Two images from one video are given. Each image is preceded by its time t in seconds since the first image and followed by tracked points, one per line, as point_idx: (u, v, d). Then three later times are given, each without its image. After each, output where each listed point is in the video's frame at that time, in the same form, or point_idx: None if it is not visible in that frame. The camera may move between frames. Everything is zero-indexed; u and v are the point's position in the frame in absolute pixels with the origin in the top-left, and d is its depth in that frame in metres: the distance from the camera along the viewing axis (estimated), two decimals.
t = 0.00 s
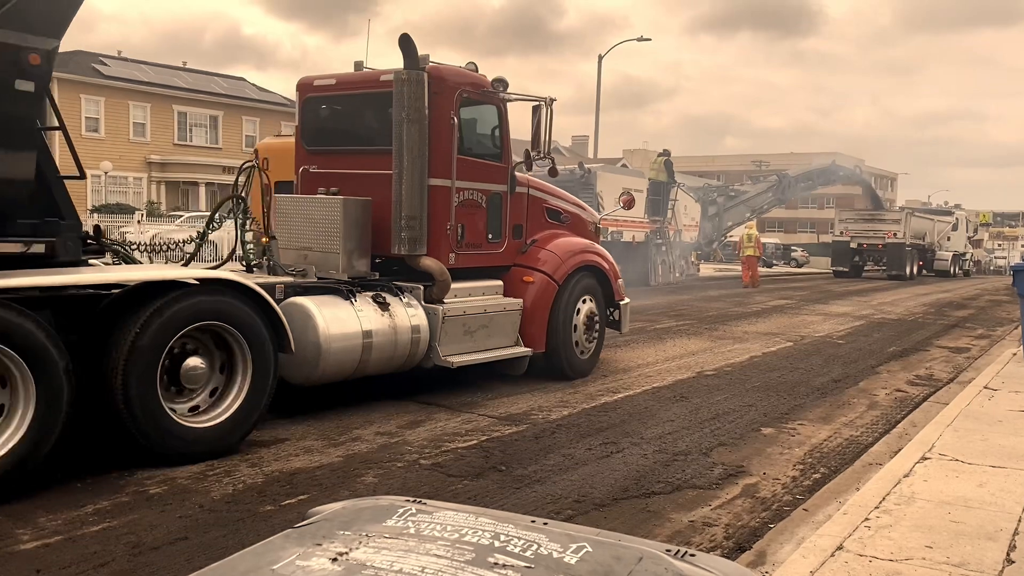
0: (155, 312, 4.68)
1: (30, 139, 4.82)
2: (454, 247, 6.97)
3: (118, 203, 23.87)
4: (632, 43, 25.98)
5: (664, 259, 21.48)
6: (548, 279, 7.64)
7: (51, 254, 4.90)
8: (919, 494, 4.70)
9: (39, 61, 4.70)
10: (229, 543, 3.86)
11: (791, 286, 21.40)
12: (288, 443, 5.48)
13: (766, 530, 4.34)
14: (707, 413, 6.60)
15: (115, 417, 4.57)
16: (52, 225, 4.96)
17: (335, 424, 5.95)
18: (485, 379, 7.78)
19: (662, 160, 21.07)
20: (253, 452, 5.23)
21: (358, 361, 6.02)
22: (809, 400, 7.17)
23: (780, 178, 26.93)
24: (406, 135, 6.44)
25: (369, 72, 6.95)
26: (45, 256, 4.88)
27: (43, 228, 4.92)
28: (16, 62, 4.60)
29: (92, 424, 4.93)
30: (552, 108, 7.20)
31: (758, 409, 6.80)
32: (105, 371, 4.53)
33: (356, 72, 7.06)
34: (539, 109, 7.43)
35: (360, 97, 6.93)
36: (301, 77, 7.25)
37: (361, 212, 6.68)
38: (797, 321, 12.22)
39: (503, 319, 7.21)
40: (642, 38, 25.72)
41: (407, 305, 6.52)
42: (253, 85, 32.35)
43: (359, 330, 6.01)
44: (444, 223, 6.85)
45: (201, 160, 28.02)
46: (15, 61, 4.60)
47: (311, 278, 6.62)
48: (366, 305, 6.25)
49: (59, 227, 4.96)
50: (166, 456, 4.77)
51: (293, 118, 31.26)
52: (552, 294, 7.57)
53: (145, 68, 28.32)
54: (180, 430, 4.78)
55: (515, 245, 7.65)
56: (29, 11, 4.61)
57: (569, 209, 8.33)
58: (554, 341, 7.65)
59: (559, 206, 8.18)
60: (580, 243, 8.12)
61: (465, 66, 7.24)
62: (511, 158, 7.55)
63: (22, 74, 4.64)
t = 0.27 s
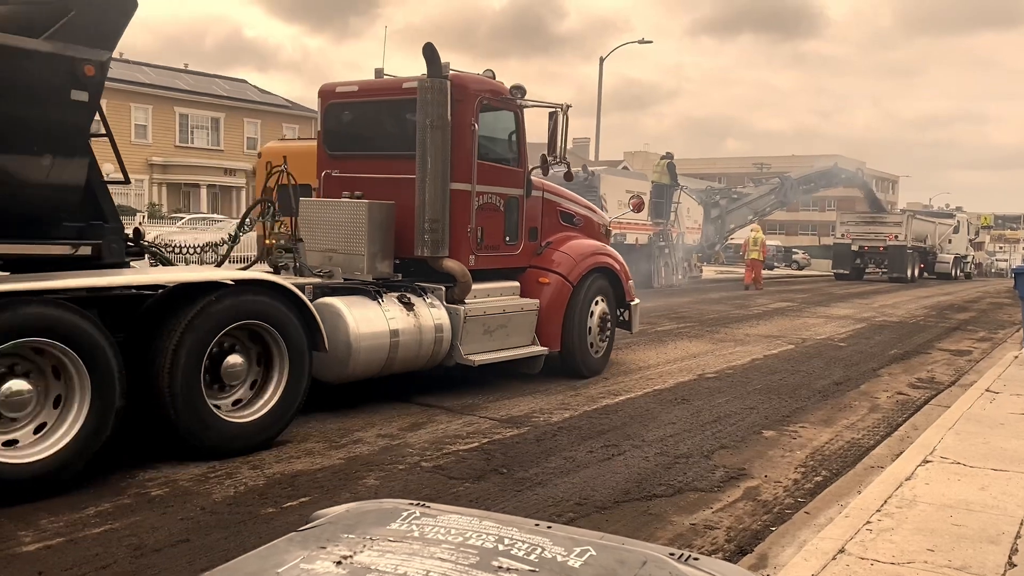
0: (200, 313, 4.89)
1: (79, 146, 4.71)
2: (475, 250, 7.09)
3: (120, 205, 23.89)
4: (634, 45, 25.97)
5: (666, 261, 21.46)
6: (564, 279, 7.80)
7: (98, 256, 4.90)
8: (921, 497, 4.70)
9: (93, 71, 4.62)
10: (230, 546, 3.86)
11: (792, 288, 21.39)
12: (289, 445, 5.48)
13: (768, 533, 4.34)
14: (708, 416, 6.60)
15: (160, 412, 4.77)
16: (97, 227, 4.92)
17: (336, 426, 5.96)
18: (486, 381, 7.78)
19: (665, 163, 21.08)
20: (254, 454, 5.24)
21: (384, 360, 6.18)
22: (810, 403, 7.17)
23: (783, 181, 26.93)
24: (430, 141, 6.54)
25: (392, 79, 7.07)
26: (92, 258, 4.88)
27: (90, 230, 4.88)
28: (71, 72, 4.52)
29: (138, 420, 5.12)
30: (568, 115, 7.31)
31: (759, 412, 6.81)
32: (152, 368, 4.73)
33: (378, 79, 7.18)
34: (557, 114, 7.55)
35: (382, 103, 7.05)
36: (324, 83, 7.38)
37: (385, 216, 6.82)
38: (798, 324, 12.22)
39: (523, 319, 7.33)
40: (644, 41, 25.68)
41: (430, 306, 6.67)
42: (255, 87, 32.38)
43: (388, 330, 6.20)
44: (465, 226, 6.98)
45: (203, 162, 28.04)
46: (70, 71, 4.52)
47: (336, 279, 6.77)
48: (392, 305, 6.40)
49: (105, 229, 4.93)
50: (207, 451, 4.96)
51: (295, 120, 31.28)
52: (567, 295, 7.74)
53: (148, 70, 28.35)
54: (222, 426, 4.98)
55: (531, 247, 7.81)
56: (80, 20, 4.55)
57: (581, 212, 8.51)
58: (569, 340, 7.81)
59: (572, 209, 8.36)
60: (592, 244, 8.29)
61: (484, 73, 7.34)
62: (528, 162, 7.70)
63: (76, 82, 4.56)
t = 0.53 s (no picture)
0: (241, 312, 5.09)
1: (128, 152, 4.83)
2: (492, 252, 7.34)
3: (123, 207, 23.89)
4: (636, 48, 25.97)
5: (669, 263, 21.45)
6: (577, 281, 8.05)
7: (140, 258, 5.04)
8: (923, 500, 4.70)
9: (141, 81, 4.77)
10: (232, 548, 3.86)
11: (794, 291, 21.38)
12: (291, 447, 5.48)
13: (770, 536, 4.34)
14: (710, 418, 6.60)
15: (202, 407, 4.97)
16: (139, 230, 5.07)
17: (338, 428, 5.96)
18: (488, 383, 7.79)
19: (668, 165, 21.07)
20: (256, 457, 5.24)
21: (409, 357, 6.40)
22: (812, 405, 7.17)
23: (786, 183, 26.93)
24: (451, 147, 6.80)
25: (412, 86, 7.29)
26: (134, 260, 5.03)
27: (133, 232, 5.03)
28: (121, 81, 4.67)
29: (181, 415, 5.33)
30: (582, 121, 7.57)
31: (761, 414, 6.81)
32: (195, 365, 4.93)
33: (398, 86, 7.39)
34: (571, 120, 7.81)
35: (403, 109, 7.27)
36: (344, 90, 7.55)
37: (407, 219, 7.00)
38: (801, 326, 12.21)
39: (538, 318, 7.57)
40: (645, 44, 25.49)
41: (452, 306, 6.90)
42: (257, 90, 32.40)
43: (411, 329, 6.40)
44: (484, 229, 7.23)
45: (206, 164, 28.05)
46: (120, 80, 4.67)
47: (361, 280, 6.92)
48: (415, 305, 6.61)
49: (145, 232, 5.08)
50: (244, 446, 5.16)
51: (297, 122, 31.29)
52: (581, 295, 7.99)
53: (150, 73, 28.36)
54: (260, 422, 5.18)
55: (545, 249, 8.06)
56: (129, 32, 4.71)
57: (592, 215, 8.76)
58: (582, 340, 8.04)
59: (583, 212, 8.62)
60: (603, 247, 8.55)
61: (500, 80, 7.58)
62: (542, 167, 7.96)
63: (125, 91, 4.70)
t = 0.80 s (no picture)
0: (277, 314, 5.27)
1: (171, 159, 4.93)
2: (510, 254, 7.54)
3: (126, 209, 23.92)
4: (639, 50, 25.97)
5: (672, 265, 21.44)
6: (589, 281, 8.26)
7: (177, 259, 5.12)
8: (925, 502, 4.69)
9: (186, 91, 4.90)
10: (234, 551, 3.86)
11: (797, 293, 21.37)
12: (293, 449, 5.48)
13: (771, 538, 4.33)
14: (712, 421, 6.59)
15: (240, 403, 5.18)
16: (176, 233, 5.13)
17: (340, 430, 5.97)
18: (491, 385, 7.79)
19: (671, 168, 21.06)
20: (259, 459, 5.25)
21: (433, 355, 6.61)
22: (814, 408, 7.17)
23: (789, 186, 26.92)
24: (469, 151, 7.04)
25: (430, 93, 7.52)
26: (172, 262, 5.12)
27: (171, 236, 5.08)
28: (166, 90, 4.79)
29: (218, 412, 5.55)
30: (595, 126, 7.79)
31: (763, 417, 6.81)
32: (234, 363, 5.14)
33: (415, 93, 7.62)
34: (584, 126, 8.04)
35: (422, 116, 7.50)
36: (363, 96, 7.77)
37: (427, 222, 7.23)
38: (803, 329, 12.20)
39: (553, 318, 7.77)
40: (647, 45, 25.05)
41: (472, 306, 7.10)
42: (260, 92, 32.43)
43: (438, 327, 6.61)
44: (501, 231, 7.43)
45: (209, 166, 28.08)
46: (166, 89, 4.79)
47: (384, 281, 7.14)
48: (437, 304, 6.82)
49: (182, 235, 5.13)
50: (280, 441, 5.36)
51: (300, 124, 31.31)
52: (594, 296, 8.19)
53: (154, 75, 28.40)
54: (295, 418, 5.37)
55: (558, 251, 8.25)
56: (175, 44, 4.87)
57: (602, 218, 8.98)
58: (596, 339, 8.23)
59: (594, 216, 8.82)
60: (614, 249, 8.76)
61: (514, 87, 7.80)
62: (555, 171, 8.18)
63: (170, 99, 4.82)
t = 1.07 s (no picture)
0: (311, 314, 5.46)
1: (211, 165, 5.04)
2: (526, 255, 7.71)
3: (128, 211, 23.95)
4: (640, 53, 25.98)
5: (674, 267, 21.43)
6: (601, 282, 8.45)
7: (212, 262, 5.24)
8: (928, 505, 4.69)
9: (227, 100, 4.99)
10: (236, 552, 3.86)
11: (799, 295, 21.35)
12: (295, 451, 5.48)
13: (774, 541, 4.33)
14: (714, 423, 6.59)
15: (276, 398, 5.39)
16: (210, 236, 5.22)
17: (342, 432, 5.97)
18: (493, 386, 7.79)
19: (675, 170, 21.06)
20: (261, 461, 5.25)
21: (453, 354, 6.78)
22: (816, 410, 7.16)
23: (793, 188, 26.92)
24: (488, 156, 7.22)
25: (447, 99, 7.73)
26: (208, 263, 5.22)
27: (205, 238, 5.18)
28: (207, 99, 4.88)
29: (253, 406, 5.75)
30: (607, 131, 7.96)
31: (765, 419, 6.80)
32: (270, 360, 5.35)
33: (433, 99, 7.83)
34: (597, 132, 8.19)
35: (439, 121, 7.71)
36: (381, 102, 7.96)
37: (446, 224, 7.41)
38: (805, 331, 12.19)
39: (567, 318, 7.94)
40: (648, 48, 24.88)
41: (491, 306, 7.27)
42: (263, 94, 32.47)
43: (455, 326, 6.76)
44: (518, 233, 7.60)
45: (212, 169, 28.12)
46: (207, 99, 4.89)
47: (403, 281, 7.25)
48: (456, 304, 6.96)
49: (216, 237, 5.23)
50: (312, 435, 5.57)
51: (302, 126, 31.34)
52: (605, 296, 8.39)
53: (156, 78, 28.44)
54: (327, 413, 5.58)
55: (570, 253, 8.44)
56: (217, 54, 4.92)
57: (612, 220, 9.17)
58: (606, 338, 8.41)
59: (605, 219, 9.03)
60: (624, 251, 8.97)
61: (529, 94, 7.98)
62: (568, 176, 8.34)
63: (211, 108, 4.91)
